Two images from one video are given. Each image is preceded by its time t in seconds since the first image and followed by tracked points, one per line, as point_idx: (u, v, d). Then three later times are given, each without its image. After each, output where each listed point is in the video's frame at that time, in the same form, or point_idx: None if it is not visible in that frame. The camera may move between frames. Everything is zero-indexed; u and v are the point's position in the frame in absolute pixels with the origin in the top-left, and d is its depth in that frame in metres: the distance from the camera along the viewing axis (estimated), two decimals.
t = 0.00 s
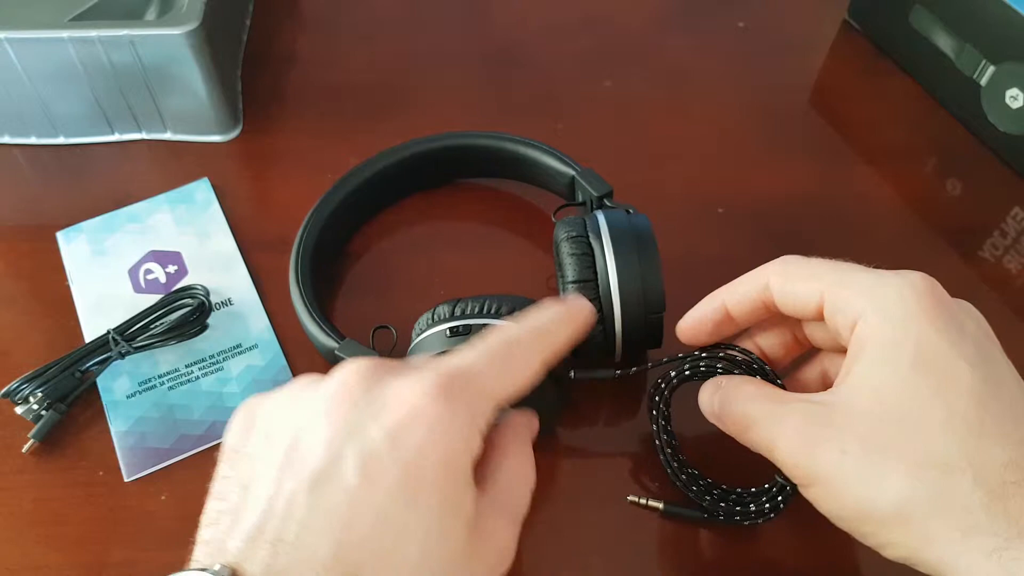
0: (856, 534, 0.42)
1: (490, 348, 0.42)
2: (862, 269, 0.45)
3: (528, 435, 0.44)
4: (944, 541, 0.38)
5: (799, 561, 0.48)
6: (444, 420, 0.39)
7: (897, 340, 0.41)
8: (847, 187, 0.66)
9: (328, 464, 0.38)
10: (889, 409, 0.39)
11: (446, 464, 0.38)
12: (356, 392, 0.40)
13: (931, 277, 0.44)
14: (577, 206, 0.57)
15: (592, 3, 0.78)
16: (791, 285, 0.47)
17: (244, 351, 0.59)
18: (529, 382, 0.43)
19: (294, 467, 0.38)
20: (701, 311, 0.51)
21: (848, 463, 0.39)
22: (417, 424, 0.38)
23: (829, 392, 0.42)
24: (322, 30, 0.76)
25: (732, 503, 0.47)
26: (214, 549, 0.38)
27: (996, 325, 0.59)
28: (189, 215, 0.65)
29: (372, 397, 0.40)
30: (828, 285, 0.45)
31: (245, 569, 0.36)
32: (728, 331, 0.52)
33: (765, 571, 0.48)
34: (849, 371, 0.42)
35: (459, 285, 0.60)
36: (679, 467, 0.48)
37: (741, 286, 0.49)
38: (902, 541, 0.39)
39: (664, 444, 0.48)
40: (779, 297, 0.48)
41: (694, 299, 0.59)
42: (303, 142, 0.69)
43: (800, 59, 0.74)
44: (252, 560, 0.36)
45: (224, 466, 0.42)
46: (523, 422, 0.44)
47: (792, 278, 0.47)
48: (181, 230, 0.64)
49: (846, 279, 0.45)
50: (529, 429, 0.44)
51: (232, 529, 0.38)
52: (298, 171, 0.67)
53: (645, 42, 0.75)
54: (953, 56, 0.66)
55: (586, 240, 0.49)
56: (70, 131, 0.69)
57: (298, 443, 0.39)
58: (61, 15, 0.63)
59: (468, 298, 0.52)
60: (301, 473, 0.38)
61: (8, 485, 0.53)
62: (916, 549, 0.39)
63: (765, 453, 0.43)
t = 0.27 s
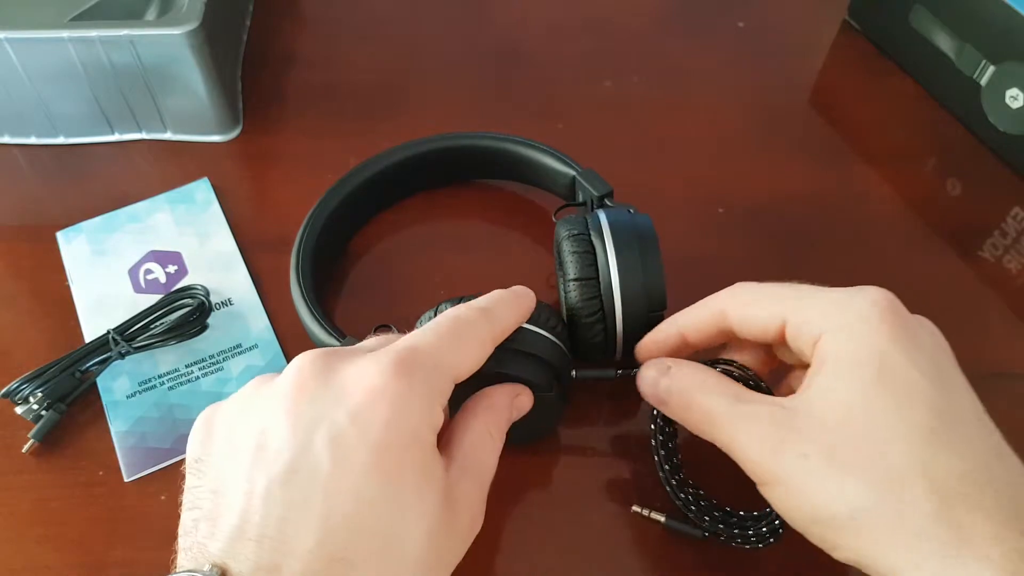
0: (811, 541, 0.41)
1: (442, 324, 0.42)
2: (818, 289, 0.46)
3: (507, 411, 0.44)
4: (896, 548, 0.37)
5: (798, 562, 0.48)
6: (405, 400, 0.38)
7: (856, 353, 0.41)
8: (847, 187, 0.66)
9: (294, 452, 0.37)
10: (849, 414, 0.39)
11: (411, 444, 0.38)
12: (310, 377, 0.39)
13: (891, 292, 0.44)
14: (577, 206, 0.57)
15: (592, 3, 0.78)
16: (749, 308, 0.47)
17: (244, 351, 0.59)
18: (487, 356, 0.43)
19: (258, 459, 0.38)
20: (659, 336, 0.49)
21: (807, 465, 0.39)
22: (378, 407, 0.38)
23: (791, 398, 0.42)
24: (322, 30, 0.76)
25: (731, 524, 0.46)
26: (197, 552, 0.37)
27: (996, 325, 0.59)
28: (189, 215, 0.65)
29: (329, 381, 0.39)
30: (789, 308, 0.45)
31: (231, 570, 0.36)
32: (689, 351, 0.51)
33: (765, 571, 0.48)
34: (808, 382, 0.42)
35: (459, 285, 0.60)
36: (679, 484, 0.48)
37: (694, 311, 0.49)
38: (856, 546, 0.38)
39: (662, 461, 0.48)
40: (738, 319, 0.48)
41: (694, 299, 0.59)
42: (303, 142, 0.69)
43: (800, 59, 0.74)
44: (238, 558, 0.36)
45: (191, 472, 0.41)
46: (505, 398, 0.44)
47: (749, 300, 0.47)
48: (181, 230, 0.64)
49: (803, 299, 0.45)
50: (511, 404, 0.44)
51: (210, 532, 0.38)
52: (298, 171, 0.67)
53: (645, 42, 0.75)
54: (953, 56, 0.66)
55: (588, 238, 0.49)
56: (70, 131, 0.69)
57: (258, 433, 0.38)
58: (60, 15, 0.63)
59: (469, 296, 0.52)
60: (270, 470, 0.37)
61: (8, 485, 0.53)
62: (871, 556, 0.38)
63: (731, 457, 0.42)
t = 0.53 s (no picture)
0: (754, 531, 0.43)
1: (436, 330, 0.42)
2: (766, 300, 0.46)
3: (503, 410, 0.44)
4: (828, 537, 0.39)
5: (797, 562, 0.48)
6: (391, 400, 0.38)
7: (803, 355, 0.42)
8: (847, 187, 0.66)
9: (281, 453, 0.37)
10: (799, 411, 0.41)
11: (399, 444, 0.38)
12: (298, 380, 0.39)
13: (839, 299, 0.45)
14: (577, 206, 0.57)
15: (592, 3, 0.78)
16: (701, 322, 0.46)
17: (244, 351, 0.59)
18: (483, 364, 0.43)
19: (249, 462, 0.38)
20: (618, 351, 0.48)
21: (748, 456, 0.41)
22: (366, 408, 0.38)
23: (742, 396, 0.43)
24: (322, 30, 0.76)
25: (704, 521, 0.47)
26: (193, 556, 0.37)
27: (997, 325, 0.59)
28: (189, 215, 0.65)
29: (316, 383, 0.39)
30: (739, 317, 0.45)
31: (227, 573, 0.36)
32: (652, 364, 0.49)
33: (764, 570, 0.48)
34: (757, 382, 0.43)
35: (459, 285, 0.60)
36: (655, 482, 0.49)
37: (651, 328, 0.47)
38: (793, 536, 0.40)
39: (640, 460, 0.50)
40: (695, 334, 0.47)
41: (694, 299, 0.59)
42: (303, 142, 0.69)
43: (800, 59, 0.74)
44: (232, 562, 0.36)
45: (189, 479, 0.41)
46: (502, 395, 0.44)
47: (701, 316, 0.46)
48: (181, 230, 0.65)
49: (756, 309, 0.45)
50: (507, 402, 0.44)
51: (205, 536, 0.37)
52: (298, 171, 0.67)
53: (645, 42, 0.75)
54: (953, 55, 0.66)
55: (588, 237, 0.49)
56: (70, 131, 0.69)
57: (248, 437, 0.39)
58: (60, 15, 0.63)
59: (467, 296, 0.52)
60: (262, 472, 0.37)
61: (9, 485, 0.53)
62: (803, 546, 0.40)
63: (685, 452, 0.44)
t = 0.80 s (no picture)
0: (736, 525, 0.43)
1: (422, 329, 0.42)
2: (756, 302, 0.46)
3: (492, 411, 0.44)
4: (812, 528, 0.39)
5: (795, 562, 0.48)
6: (376, 394, 0.38)
7: (792, 350, 0.43)
8: (847, 187, 0.66)
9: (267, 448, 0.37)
10: (784, 404, 0.41)
11: (384, 438, 0.38)
12: (285, 375, 0.39)
13: (828, 297, 0.46)
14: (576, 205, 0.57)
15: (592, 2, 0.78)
16: (689, 326, 0.47)
17: (244, 351, 0.59)
18: (470, 364, 0.43)
19: (236, 459, 0.38)
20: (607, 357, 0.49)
21: (732, 445, 0.41)
22: (352, 402, 0.38)
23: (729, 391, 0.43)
24: (322, 30, 0.76)
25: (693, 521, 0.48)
26: (181, 555, 0.38)
27: (997, 325, 0.59)
28: (188, 215, 0.65)
29: (301, 378, 0.39)
30: (731, 318, 0.46)
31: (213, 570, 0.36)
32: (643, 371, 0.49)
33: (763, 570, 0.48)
34: (745, 377, 0.43)
35: (459, 285, 0.60)
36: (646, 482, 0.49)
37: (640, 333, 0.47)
38: (776, 527, 0.40)
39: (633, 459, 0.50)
40: (685, 339, 0.47)
41: (694, 299, 0.59)
42: (303, 142, 0.69)
43: (800, 59, 0.74)
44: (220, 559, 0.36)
45: (177, 479, 0.40)
46: (492, 397, 0.44)
47: (691, 320, 0.47)
48: (180, 230, 0.65)
49: (745, 309, 0.45)
50: (497, 404, 0.44)
51: (192, 535, 0.38)
52: (299, 171, 0.67)
53: (645, 42, 0.75)
54: (953, 55, 0.66)
55: (585, 239, 0.49)
56: (70, 131, 0.69)
57: (235, 433, 0.38)
58: (60, 15, 0.63)
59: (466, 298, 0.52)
60: (247, 468, 0.37)
61: (9, 485, 0.53)
62: (786, 535, 0.40)
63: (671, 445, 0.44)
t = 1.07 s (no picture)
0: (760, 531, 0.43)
1: (435, 329, 0.42)
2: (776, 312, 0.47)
3: (502, 413, 0.44)
4: (836, 532, 0.39)
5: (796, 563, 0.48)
6: (389, 393, 0.38)
7: (815, 354, 0.43)
8: (847, 187, 0.66)
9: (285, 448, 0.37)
10: (807, 408, 0.41)
11: (397, 438, 0.38)
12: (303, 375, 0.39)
13: (851, 302, 0.46)
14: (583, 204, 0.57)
15: (592, 2, 0.78)
16: (710, 338, 0.47)
17: (244, 351, 0.59)
18: (481, 365, 0.43)
19: (251, 459, 0.38)
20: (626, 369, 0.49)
21: (758, 450, 0.41)
22: (365, 402, 0.38)
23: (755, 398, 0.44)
24: (322, 30, 0.76)
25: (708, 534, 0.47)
26: (196, 555, 0.37)
27: (997, 325, 0.59)
28: (189, 215, 0.65)
29: (317, 377, 0.39)
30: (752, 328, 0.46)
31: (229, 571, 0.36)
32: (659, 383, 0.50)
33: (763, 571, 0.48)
34: (772, 384, 0.43)
35: (459, 285, 0.60)
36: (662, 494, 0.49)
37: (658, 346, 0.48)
38: (801, 532, 0.40)
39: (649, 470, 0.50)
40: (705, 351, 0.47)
41: (695, 299, 0.59)
42: (303, 142, 0.69)
43: (800, 59, 0.74)
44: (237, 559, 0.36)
45: (192, 480, 0.40)
46: (502, 398, 0.44)
47: (710, 332, 0.47)
48: (181, 230, 0.64)
49: (769, 318, 0.46)
50: (507, 407, 0.44)
51: (207, 535, 0.37)
52: (299, 170, 0.67)
53: (645, 42, 0.75)
54: (953, 55, 0.66)
55: (596, 236, 0.49)
56: (69, 131, 0.69)
57: (251, 433, 0.38)
58: (60, 15, 0.63)
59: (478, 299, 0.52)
60: (261, 469, 0.37)
61: (9, 485, 0.53)
62: (812, 540, 0.40)
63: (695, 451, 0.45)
